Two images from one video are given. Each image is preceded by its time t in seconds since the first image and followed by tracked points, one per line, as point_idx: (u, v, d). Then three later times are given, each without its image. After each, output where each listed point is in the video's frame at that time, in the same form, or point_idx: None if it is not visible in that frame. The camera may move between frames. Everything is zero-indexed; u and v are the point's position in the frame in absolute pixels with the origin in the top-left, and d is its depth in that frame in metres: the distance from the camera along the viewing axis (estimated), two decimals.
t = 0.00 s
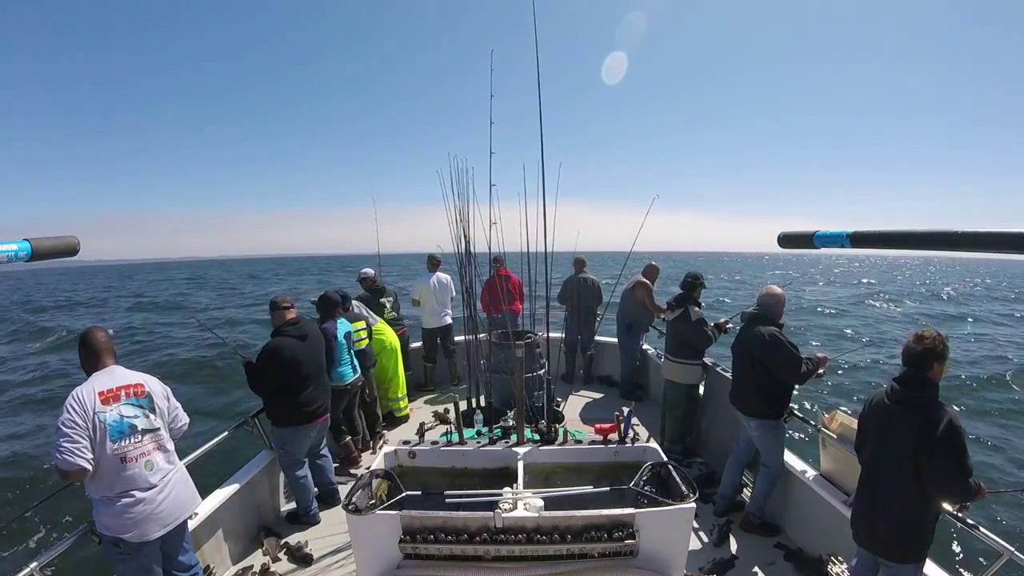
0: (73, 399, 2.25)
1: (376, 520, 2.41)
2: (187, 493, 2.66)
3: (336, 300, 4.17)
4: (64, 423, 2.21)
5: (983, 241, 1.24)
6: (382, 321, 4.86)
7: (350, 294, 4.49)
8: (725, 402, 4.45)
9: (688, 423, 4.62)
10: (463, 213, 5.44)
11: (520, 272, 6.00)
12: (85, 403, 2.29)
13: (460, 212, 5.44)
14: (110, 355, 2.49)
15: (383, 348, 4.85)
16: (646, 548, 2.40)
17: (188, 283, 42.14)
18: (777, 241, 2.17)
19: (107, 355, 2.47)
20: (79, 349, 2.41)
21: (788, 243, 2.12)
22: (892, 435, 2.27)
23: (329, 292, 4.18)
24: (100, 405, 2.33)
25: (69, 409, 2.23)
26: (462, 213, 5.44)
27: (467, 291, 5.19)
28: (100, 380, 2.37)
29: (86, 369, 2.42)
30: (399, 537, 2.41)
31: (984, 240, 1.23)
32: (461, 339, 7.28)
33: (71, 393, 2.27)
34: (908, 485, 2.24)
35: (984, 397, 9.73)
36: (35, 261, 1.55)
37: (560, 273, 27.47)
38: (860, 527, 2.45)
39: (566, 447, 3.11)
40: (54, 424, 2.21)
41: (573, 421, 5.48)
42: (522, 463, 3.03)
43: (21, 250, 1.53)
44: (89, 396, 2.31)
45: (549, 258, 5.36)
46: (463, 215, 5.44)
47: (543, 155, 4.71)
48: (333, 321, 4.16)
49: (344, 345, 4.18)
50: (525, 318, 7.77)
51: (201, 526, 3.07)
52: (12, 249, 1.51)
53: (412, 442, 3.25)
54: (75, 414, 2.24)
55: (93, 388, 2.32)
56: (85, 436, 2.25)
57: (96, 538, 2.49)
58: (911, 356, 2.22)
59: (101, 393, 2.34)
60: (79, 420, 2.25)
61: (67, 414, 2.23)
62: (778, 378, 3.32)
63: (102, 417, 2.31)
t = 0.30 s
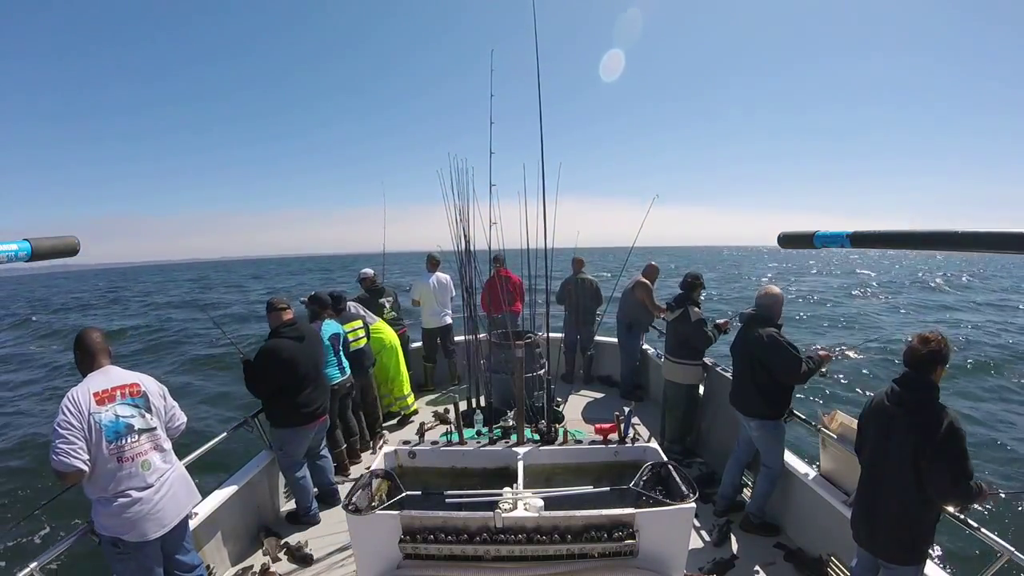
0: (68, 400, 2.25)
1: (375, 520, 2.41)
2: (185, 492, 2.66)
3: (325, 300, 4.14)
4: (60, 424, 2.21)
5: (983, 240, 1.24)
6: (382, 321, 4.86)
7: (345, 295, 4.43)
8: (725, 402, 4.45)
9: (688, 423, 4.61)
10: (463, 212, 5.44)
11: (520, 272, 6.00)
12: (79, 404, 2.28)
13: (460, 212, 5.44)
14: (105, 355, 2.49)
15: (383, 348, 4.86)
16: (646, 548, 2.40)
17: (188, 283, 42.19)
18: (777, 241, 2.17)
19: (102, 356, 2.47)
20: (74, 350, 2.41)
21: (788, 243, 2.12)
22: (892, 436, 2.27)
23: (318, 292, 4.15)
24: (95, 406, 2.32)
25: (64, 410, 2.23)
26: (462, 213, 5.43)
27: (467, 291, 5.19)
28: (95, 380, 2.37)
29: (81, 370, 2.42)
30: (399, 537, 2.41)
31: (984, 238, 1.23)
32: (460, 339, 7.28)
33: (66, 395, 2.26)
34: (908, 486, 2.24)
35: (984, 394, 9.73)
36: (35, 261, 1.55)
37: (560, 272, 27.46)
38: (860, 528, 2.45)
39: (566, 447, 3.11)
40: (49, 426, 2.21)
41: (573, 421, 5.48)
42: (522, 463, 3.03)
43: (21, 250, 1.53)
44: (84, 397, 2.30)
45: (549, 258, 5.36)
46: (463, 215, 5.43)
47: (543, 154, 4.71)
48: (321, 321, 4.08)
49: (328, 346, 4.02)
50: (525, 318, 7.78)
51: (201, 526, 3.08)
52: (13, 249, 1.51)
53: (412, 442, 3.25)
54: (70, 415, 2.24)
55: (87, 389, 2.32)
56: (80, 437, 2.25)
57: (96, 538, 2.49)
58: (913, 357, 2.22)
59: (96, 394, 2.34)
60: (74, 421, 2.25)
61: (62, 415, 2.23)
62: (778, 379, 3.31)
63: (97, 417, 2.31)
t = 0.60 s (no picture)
0: (63, 402, 2.25)
1: (375, 520, 2.41)
2: (183, 490, 2.66)
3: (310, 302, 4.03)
4: (55, 427, 2.22)
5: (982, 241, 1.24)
6: (382, 322, 4.87)
7: (340, 296, 4.41)
8: (725, 403, 4.45)
9: (688, 423, 4.61)
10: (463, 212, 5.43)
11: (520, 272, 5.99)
12: (74, 405, 2.28)
13: (460, 212, 5.43)
14: (99, 356, 2.50)
15: (382, 348, 4.86)
16: (646, 548, 2.40)
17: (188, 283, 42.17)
18: (777, 240, 2.17)
19: (97, 357, 2.47)
20: (68, 351, 2.41)
21: (788, 243, 2.12)
22: (892, 436, 2.27)
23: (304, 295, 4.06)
24: (90, 406, 2.32)
25: (59, 412, 2.23)
26: (462, 213, 5.43)
27: (467, 291, 5.19)
28: (89, 381, 2.37)
29: (76, 371, 2.42)
30: (399, 537, 2.41)
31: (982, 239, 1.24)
32: (461, 339, 7.28)
33: (61, 397, 2.26)
34: (907, 487, 2.24)
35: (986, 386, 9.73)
36: (34, 261, 1.55)
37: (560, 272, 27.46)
38: (860, 528, 2.45)
39: (566, 447, 3.11)
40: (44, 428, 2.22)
41: (573, 421, 5.48)
42: (522, 463, 3.03)
43: (21, 250, 1.53)
44: (78, 398, 2.30)
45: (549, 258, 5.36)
46: (463, 214, 5.43)
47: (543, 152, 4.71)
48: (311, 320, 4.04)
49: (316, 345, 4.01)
50: (525, 318, 7.78)
51: (201, 526, 3.08)
52: (13, 249, 1.51)
53: (412, 442, 3.25)
54: (65, 417, 2.24)
55: (82, 390, 2.32)
56: (75, 438, 2.25)
57: (95, 538, 2.49)
58: (912, 357, 2.22)
59: (90, 394, 2.34)
60: (70, 422, 2.25)
61: (57, 417, 2.23)
62: (780, 380, 3.30)
63: (92, 418, 2.31)
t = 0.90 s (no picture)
0: (63, 402, 2.25)
1: (375, 520, 2.41)
2: (184, 490, 2.66)
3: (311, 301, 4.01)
4: (54, 427, 2.22)
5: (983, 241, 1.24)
6: (381, 324, 4.88)
7: (339, 296, 4.41)
8: (725, 403, 4.45)
9: (688, 423, 4.61)
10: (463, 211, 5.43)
11: (520, 272, 5.99)
12: (74, 405, 2.28)
13: (461, 211, 5.43)
14: (99, 357, 2.50)
15: (383, 350, 4.88)
16: (646, 548, 2.40)
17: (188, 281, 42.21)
18: (777, 240, 2.17)
19: (96, 357, 2.47)
20: (67, 351, 2.41)
21: (788, 243, 2.12)
22: (893, 437, 2.27)
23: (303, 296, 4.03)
24: (90, 406, 2.32)
25: (58, 412, 2.24)
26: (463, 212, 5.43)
27: (467, 290, 5.19)
28: (89, 381, 2.37)
29: (75, 371, 2.42)
30: (399, 537, 2.41)
31: (982, 239, 1.24)
32: (461, 339, 7.28)
33: (60, 397, 2.27)
34: (909, 488, 2.24)
35: (983, 379, 9.75)
36: (34, 260, 1.55)
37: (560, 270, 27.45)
38: (862, 528, 2.45)
39: (566, 447, 3.10)
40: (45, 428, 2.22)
41: (573, 420, 5.47)
42: (522, 463, 3.03)
43: (21, 250, 1.53)
44: (78, 398, 2.30)
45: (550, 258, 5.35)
46: (463, 214, 5.43)
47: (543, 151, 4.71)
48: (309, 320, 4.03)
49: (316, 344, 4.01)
50: (525, 317, 7.77)
51: (201, 526, 3.08)
52: (13, 249, 1.51)
53: (412, 442, 3.25)
54: (65, 418, 2.24)
55: (82, 390, 2.32)
56: (75, 438, 2.26)
57: (95, 538, 2.49)
58: (914, 358, 2.23)
59: (90, 395, 2.34)
60: (69, 422, 2.25)
61: (56, 418, 2.23)
62: (781, 381, 3.30)
63: (92, 418, 2.31)
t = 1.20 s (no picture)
0: (65, 402, 2.25)
1: (375, 520, 2.41)
2: (185, 490, 2.66)
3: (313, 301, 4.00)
4: (57, 427, 2.22)
5: (983, 241, 1.24)
6: (381, 326, 4.90)
7: (339, 296, 4.41)
8: (725, 403, 4.46)
9: (688, 423, 4.61)
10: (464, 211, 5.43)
11: (520, 272, 5.97)
12: (75, 405, 2.28)
13: (461, 211, 5.42)
14: (100, 357, 2.49)
15: (382, 351, 4.89)
16: (646, 548, 2.40)
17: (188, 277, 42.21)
18: (777, 240, 2.17)
19: (98, 357, 2.47)
20: (70, 351, 2.41)
21: (788, 243, 2.11)
22: (898, 437, 2.26)
23: (305, 296, 4.02)
24: (91, 406, 2.32)
25: (61, 412, 2.24)
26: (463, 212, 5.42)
27: (467, 290, 5.19)
28: (91, 381, 2.37)
29: (78, 371, 2.42)
30: (399, 537, 2.41)
31: (982, 239, 1.24)
32: (460, 338, 7.28)
33: (63, 397, 2.27)
34: (915, 490, 2.24)
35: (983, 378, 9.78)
36: (35, 261, 1.55)
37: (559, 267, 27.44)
38: (866, 529, 2.45)
39: (566, 447, 3.10)
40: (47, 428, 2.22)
41: (573, 420, 5.47)
42: (522, 463, 3.03)
43: (21, 250, 1.53)
44: (80, 398, 2.30)
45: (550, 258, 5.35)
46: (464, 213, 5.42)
47: (543, 150, 4.69)
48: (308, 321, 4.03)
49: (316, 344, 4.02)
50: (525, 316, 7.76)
51: (201, 526, 3.08)
52: (13, 249, 1.51)
53: (412, 442, 3.24)
54: (67, 418, 2.24)
55: (84, 390, 2.32)
56: (77, 439, 2.26)
57: (96, 538, 2.49)
58: (919, 358, 2.22)
59: (92, 395, 2.34)
60: (71, 422, 2.25)
61: (58, 417, 2.23)
62: (782, 380, 3.30)
63: (94, 418, 2.31)
